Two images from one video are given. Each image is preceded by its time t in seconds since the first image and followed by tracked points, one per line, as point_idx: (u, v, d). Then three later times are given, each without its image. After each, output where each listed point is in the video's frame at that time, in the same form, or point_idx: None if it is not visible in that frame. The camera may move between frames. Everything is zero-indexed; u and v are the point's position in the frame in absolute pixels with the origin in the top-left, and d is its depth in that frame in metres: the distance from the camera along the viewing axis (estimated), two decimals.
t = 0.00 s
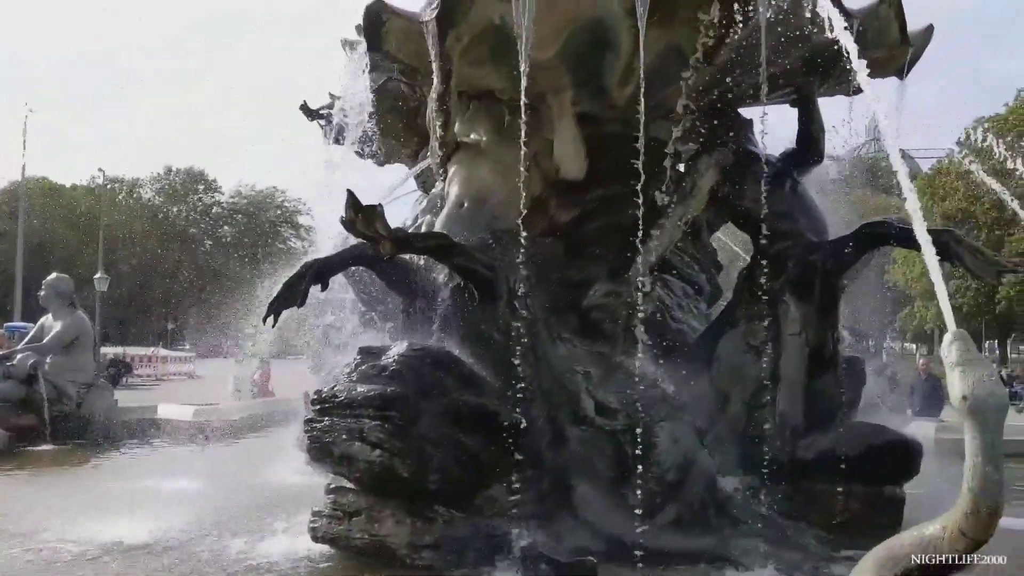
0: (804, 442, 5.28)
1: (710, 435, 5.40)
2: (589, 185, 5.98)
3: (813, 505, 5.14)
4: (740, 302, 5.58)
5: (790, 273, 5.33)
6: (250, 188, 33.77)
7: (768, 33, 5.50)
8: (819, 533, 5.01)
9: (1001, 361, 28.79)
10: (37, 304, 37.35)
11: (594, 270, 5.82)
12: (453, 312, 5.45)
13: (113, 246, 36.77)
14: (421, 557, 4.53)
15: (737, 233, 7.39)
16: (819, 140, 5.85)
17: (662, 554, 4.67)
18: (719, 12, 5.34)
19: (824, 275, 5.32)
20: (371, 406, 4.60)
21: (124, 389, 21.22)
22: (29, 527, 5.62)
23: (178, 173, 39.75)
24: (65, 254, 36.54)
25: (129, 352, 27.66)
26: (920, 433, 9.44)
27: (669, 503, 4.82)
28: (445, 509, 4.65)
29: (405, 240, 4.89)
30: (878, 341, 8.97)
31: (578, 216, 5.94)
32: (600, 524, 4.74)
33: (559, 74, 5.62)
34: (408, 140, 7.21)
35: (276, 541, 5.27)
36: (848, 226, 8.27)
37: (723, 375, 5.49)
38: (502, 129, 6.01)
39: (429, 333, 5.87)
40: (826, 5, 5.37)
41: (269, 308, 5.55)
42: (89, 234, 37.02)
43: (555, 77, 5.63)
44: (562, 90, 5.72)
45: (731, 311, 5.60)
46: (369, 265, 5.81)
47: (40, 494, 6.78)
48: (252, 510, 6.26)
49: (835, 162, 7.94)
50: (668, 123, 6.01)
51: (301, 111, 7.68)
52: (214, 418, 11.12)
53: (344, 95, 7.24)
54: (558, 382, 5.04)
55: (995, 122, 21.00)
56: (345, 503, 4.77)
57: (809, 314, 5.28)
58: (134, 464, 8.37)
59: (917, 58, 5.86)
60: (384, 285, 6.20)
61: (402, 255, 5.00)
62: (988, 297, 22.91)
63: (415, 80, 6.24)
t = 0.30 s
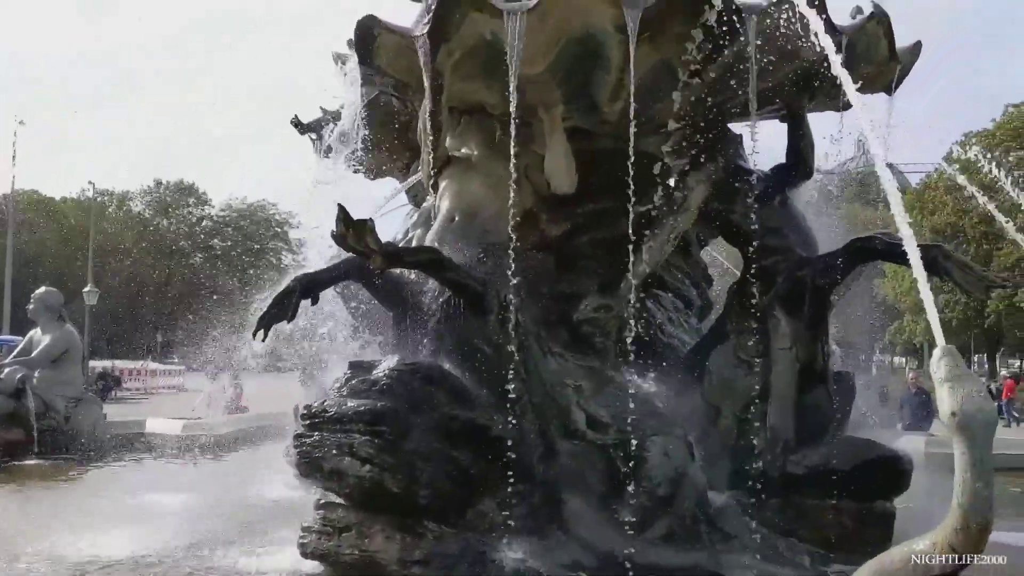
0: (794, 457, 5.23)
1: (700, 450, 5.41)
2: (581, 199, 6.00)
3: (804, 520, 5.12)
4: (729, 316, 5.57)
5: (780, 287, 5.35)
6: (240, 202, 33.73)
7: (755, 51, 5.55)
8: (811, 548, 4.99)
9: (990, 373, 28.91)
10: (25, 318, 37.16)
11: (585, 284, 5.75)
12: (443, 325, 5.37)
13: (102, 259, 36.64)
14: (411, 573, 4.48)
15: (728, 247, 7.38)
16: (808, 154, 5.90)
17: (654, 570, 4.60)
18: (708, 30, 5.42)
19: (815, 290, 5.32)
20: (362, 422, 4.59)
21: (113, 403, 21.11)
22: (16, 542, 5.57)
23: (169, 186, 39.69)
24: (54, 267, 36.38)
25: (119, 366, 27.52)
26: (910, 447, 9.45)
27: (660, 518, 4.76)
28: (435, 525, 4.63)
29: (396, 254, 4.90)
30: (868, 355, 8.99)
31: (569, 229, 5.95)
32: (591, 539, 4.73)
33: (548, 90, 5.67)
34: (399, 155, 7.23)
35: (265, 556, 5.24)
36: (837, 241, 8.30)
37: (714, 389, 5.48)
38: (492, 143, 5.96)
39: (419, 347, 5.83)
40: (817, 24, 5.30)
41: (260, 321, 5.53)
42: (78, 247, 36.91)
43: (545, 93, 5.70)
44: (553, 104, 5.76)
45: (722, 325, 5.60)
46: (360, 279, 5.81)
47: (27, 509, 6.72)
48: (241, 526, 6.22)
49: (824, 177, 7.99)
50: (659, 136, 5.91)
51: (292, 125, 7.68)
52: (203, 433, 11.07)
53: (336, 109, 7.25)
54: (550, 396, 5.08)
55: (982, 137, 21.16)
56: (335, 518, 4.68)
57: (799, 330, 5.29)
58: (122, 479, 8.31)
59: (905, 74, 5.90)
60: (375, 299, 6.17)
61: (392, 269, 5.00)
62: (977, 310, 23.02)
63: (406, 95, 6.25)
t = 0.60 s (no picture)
0: (789, 476, 5.26)
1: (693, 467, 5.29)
2: (574, 219, 6.00)
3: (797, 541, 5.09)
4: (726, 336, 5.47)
5: (773, 307, 5.37)
6: (234, 220, 33.71)
7: (747, 69, 5.55)
8: (805, 569, 4.96)
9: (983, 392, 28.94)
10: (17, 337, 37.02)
11: (578, 303, 5.79)
12: (433, 347, 5.38)
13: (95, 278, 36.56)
14: None
15: (719, 266, 7.39)
16: (799, 174, 5.93)
17: None
18: (701, 54, 5.34)
19: (807, 311, 5.36)
20: (354, 443, 4.57)
21: (104, 422, 21.00)
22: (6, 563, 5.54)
23: (162, 204, 39.67)
24: (46, 286, 36.29)
25: (110, 385, 27.39)
26: (904, 468, 9.43)
27: (654, 538, 4.81)
28: (428, 546, 4.61)
29: (389, 274, 4.90)
30: (860, 375, 9.01)
31: (562, 248, 5.95)
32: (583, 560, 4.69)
33: (541, 112, 5.68)
34: (392, 175, 7.26)
35: None
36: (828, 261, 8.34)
37: (707, 410, 5.40)
38: (485, 164, 6.07)
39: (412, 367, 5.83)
40: (810, 50, 5.27)
41: (252, 341, 5.52)
42: (71, 265, 36.84)
43: (539, 116, 5.70)
44: (546, 125, 5.76)
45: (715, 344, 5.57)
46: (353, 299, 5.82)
47: (17, 530, 6.67)
48: (233, 546, 6.18)
49: (816, 197, 8.01)
50: (650, 158, 6.06)
51: (286, 144, 7.70)
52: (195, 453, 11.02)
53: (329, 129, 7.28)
54: (543, 416, 5.04)
55: (973, 157, 21.27)
56: (327, 539, 4.75)
57: (791, 350, 5.33)
58: (112, 499, 8.26)
59: (896, 95, 5.93)
60: (368, 319, 6.17)
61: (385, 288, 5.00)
62: (969, 329, 23.09)
63: (399, 114, 6.25)
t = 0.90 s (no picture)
0: (785, 497, 5.18)
1: (690, 490, 5.33)
2: (569, 240, 6.07)
3: (794, 563, 5.08)
4: (720, 357, 5.53)
5: (768, 327, 5.36)
6: (230, 239, 33.71)
7: (742, 91, 5.56)
8: None
9: (979, 411, 28.93)
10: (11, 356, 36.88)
11: (574, 324, 5.83)
12: (431, 366, 5.41)
13: (91, 297, 36.49)
14: None
15: (715, 285, 7.40)
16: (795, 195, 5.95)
17: None
18: (697, 76, 5.34)
19: (803, 332, 5.33)
20: (349, 463, 4.56)
21: (99, 442, 20.91)
22: None
23: (158, 223, 39.67)
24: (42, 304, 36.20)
25: (105, 405, 27.29)
26: (900, 487, 9.43)
27: (649, 561, 4.64)
28: (424, 567, 4.60)
29: (385, 294, 4.91)
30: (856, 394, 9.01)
31: (557, 270, 6.01)
32: None
33: (537, 132, 5.67)
34: (388, 196, 7.34)
35: None
36: (824, 280, 8.35)
37: (703, 431, 5.45)
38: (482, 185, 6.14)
39: (409, 387, 5.83)
40: (805, 72, 5.27)
41: (249, 361, 5.52)
42: (67, 284, 36.77)
43: (535, 136, 5.69)
44: (542, 146, 5.76)
45: (713, 365, 5.57)
46: (349, 319, 5.84)
47: (12, 551, 6.65)
48: (229, 567, 6.17)
49: (811, 217, 8.04)
50: (646, 178, 6.08)
51: (283, 164, 7.72)
52: (191, 473, 10.98)
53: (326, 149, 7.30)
54: (541, 437, 5.03)
55: (968, 177, 21.35)
56: (322, 561, 4.78)
57: (787, 370, 5.29)
58: (107, 520, 8.22)
59: (890, 117, 5.95)
60: (364, 339, 6.17)
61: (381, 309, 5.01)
62: (964, 348, 23.12)
63: (396, 135, 6.28)
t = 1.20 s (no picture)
0: (787, 524, 5.18)
1: (693, 516, 5.27)
2: (572, 266, 5.97)
3: None
4: (723, 384, 5.48)
5: (769, 353, 5.34)
6: (232, 265, 33.79)
7: (742, 118, 5.62)
8: None
9: (982, 437, 28.81)
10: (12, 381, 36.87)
11: (575, 350, 5.80)
12: (431, 392, 5.38)
13: (93, 322, 36.53)
14: None
15: (716, 311, 7.41)
16: (795, 222, 5.97)
17: None
18: (698, 101, 5.41)
19: (805, 358, 5.29)
20: (350, 490, 4.56)
21: (99, 468, 20.86)
22: None
23: (160, 249, 39.78)
24: (43, 330, 36.22)
25: (106, 431, 27.24)
26: (904, 514, 9.38)
27: None
28: None
29: (387, 320, 4.94)
30: (859, 420, 8.98)
31: (558, 296, 5.96)
32: None
33: (538, 157, 5.65)
34: (389, 223, 7.36)
35: None
36: (825, 306, 8.36)
37: (704, 458, 5.40)
38: (483, 210, 6.06)
39: (410, 414, 5.82)
40: (803, 98, 5.37)
41: (250, 388, 5.52)
42: (69, 310, 36.83)
43: (536, 162, 5.67)
44: (543, 172, 5.73)
45: (714, 392, 5.54)
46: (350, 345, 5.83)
47: None
48: None
49: (812, 243, 8.07)
50: (647, 204, 6.08)
51: (285, 191, 7.76)
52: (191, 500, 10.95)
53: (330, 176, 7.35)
54: (542, 464, 5.04)
55: (968, 202, 21.43)
56: None
57: (789, 397, 5.25)
58: (107, 548, 8.19)
59: (890, 143, 5.98)
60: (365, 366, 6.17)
61: (383, 334, 5.03)
62: (967, 373, 23.08)
63: (397, 161, 6.30)
